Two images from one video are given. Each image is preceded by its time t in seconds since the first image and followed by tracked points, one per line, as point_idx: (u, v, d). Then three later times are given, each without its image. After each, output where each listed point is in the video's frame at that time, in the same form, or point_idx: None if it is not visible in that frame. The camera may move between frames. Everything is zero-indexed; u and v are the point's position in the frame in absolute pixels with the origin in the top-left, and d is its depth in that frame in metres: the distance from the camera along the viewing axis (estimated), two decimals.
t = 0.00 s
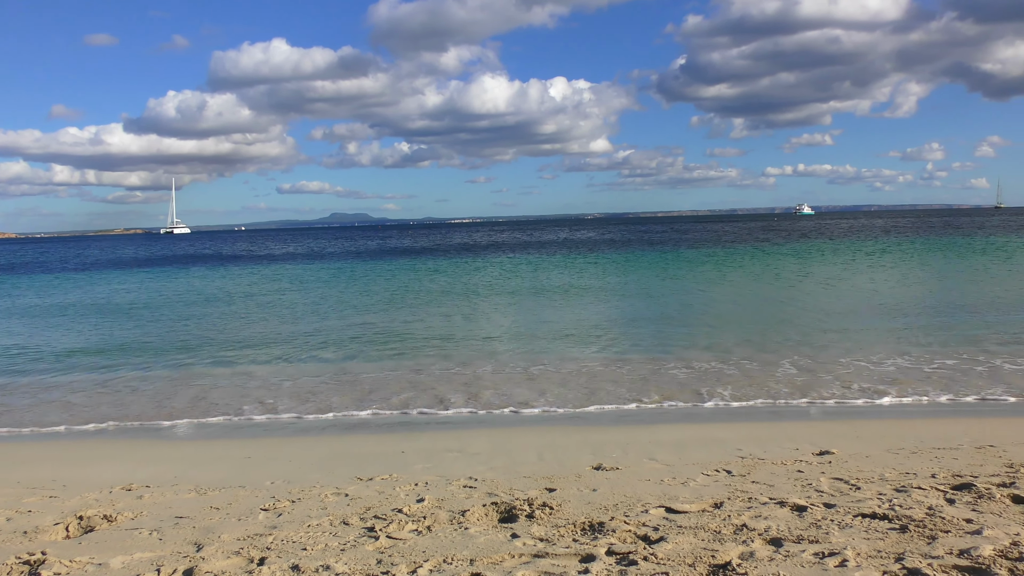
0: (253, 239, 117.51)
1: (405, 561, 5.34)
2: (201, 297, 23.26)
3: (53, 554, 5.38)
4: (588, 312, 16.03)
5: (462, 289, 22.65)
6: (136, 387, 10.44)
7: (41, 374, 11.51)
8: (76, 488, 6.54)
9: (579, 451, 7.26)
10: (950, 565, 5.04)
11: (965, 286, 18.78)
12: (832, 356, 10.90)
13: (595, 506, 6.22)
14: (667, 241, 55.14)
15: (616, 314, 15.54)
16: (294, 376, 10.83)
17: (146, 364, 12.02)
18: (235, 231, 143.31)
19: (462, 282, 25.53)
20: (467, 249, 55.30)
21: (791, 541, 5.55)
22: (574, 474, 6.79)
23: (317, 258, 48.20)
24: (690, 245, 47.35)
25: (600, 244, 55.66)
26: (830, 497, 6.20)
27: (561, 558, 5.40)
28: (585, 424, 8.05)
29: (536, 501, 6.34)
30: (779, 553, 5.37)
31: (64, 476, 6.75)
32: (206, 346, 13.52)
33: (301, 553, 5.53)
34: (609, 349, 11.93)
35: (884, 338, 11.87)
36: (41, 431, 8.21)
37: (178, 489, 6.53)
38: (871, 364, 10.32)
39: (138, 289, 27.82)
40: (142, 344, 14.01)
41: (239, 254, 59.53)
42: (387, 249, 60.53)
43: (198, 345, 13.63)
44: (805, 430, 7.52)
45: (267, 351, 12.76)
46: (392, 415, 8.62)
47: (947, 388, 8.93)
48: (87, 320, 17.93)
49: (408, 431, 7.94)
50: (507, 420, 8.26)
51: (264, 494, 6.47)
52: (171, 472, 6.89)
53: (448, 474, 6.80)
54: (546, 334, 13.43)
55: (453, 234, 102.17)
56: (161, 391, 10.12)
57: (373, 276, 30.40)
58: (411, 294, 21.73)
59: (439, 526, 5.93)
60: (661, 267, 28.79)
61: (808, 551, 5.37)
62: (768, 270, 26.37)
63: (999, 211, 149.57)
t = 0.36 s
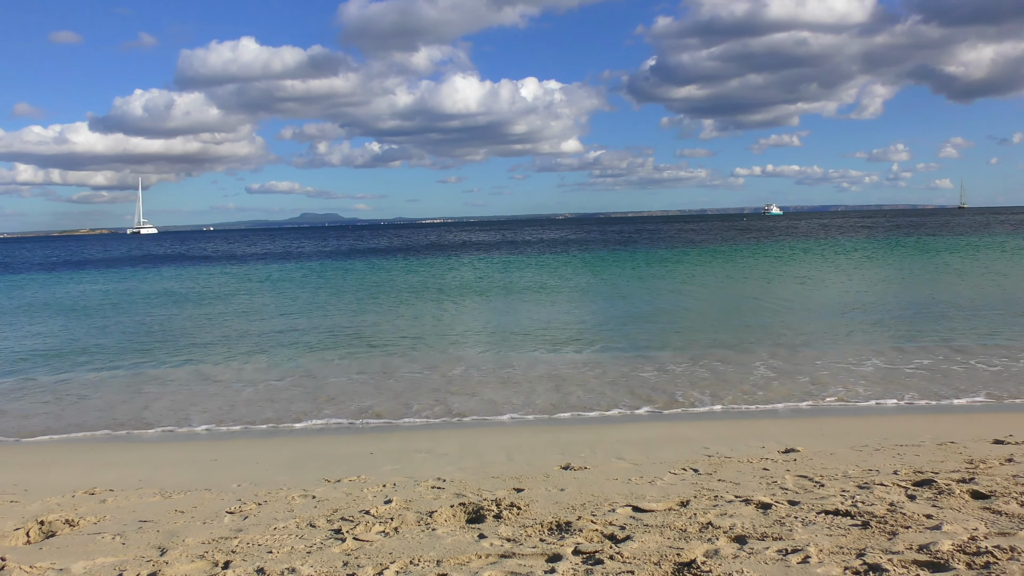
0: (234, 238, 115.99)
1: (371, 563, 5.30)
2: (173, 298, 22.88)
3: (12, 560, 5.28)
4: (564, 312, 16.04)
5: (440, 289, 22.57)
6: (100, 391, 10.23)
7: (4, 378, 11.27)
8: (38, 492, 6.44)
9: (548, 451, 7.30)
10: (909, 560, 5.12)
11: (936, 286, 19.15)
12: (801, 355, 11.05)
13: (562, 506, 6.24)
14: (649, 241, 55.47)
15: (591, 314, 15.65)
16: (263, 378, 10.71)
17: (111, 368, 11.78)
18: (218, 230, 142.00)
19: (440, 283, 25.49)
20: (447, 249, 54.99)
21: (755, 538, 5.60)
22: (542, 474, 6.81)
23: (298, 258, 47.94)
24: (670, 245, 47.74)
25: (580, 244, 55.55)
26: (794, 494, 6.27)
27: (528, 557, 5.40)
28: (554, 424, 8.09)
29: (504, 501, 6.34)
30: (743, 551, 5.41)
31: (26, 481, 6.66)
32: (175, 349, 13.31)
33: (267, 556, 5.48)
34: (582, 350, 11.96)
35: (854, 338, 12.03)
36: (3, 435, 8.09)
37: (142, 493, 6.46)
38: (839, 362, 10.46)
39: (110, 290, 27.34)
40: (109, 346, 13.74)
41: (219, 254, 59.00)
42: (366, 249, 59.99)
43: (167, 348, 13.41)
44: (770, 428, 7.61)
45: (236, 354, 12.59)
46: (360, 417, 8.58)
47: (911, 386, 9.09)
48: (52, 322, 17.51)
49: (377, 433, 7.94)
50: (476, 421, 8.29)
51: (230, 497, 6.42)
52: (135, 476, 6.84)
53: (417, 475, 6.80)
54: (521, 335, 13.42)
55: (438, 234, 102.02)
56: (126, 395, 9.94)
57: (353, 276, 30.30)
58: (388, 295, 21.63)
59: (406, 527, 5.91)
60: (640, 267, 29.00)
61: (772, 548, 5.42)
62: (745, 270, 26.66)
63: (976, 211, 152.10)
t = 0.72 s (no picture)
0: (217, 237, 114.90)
1: (334, 565, 5.28)
2: (146, 299, 22.56)
3: None
4: (541, 313, 16.07)
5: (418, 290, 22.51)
6: (65, 396, 10.07)
7: None
8: None
9: (515, 451, 7.34)
10: (867, 556, 5.20)
11: (907, 286, 19.47)
12: (770, 354, 11.18)
13: (528, 506, 6.26)
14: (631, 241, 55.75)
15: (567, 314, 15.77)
16: (233, 382, 10.62)
17: (77, 371, 11.59)
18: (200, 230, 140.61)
19: (420, 283, 25.41)
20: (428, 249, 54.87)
21: (717, 536, 5.65)
22: (509, 474, 6.84)
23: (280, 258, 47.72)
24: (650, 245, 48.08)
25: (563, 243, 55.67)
26: (757, 492, 6.34)
27: (492, 558, 5.41)
28: (521, 425, 8.14)
29: (470, 502, 6.36)
30: (705, 549, 5.46)
31: None
32: (145, 351, 13.18)
33: (229, 559, 5.44)
34: (556, 351, 12.00)
35: (825, 337, 12.19)
36: None
37: (103, 498, 6.40)
38: (805, 361, 10.63)
39: (82, 291, 26.84)
40: (77, 350, 13.52)
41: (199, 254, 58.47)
42: (348, 249, 59.58)
43: (136, 351, 13.23)
44: (735, 428, 7.71)
45: (206, 356, 12.48)
46: (328, 421, 8.56)
47: (876, 384, 9.24)
48: (18, 325, 17.16)
49: (345, 435, 7.94)
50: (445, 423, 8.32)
51: (193, 501, 6.39)
52: (97, 480, 6.78)
53: (383, 477, 6.80)
54: (496, 336, 13.44)
55: (422, 233, 101.81)
56: (90, 400, 9.78)
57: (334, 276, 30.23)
58: (366, 296, 21.55)
59: (371, 529, 5.90)
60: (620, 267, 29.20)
61: (734, 546, 5.47)
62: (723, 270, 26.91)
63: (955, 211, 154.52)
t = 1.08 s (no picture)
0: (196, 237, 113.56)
1: (293, 568, 5.24)
2: (117, 301, 22.27)
3: None
4: (515, 314, 16.10)
5: (395, 291, 22.45)
6: (25, 401, 9.90)
7: None
8: None
9: (478, 453, 7.37)
10: (823, 551, 5.26)
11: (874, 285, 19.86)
12: (737, 355, 11.31)
13: (490, 507, 6.27)
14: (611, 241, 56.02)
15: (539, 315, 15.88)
16: (198, 386, 10.50)
17: (40, 375, 11.43)
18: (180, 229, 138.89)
19: (396, 284, 25.34)
20: (408, 249, 54.69)
21: (677, 534, 5.70)
22: (472, 475, 6.86)
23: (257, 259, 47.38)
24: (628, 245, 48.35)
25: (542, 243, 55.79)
26: (717, 490, 6.41)
27: (452, 559, 5.40)
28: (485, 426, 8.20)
29: (433, 503, 6.36)
30: (665, 547, 5.50)
31: None
32: (111, 354, 13.02)
33: (187, 564, 5.37)
34: (525, 352, 12.07)
35: (792, 338, 12.37)
36: None
37: (59, 504, 6.32)
38: (769, 361, 10.80)
39: (50, 293, 26.30)
40: (42, 353, 13.33)
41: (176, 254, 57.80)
42: (327, 249, 59.16)
43: (102, 354, 13.07)
44: (696, 428, 7.81)
45: (173, 359, 12.37)
46: (293, 424, 8.53)
47: (837, 384, 9.39)
48: None
49: (308, 438, 7.92)
50: (409, 425, 8.34)
51: (152, 506, 6.33)
52: (53, 486, 6.69)
53: (345, 479, 6.79)
54: (468, 337, 13.47)
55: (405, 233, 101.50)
56: (50, 406, 9.61)
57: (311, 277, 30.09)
58: (340, 296, 21.49)
59: (333, 531, 5.87)
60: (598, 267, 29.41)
61: (693, 544, 5.51)
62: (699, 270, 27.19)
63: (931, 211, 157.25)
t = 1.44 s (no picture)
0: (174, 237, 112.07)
1: (250, 571, 5.19)
2: (86, 303, 21.93)
3: None
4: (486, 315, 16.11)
5: (369, 292, 22.38)
6: None
7: None
8: None
9: (440, 454, 7.39)
10: (778, 548, 5.33)
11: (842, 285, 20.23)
12: (703, 355, 11.45)
13: (451, 508, 6.26)
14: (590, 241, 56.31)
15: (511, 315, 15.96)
16: (160, 390, 10.37)
17: None
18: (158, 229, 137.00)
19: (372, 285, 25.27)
20: (384, 250, 54.44)
21: (636, 532, 5.74)
22: (433, 477, 6.87)
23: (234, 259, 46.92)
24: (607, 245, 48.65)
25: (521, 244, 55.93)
26: (676, 489, 6.47)
27: (412, 560, 5.37)
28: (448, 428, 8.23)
29: (393, 505, 6.35)
30: (624, 545, 5.53)
31: None
32: (76, 357, 12.84)
33: (142, 570, 5.30)
34: (494, 353, 12.11)
35: (757, 338, 12.54)
36: None
37: (11, 511, 6.21)
38: (734, 360, 10.95)
39: (12, 296, 25.67)
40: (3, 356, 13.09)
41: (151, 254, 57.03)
42: (303, 250, 58.61)
43: (66, 357, 12.88)
44: (656, 428, 7.90)
45: (138, 363, 12.22)
46: (255, 427, 8.48)
47: (797, 383, 9.54)
48: None
49: (269, 442, 7.89)
50: (373, 428, 8.34)
51: (107, 511, 6.25)
52: (6, 493, 6.58)
53: (306, 482, 6.77)
54: (439, 339, 13.49)
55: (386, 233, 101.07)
56: (6, 411, 9.44)
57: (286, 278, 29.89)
58: (313, 298, 21.38)
59: (292, 534, 5.82)
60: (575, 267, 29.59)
61: (652, 542, 5.55)
62: (674, 270, 27.45)
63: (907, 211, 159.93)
